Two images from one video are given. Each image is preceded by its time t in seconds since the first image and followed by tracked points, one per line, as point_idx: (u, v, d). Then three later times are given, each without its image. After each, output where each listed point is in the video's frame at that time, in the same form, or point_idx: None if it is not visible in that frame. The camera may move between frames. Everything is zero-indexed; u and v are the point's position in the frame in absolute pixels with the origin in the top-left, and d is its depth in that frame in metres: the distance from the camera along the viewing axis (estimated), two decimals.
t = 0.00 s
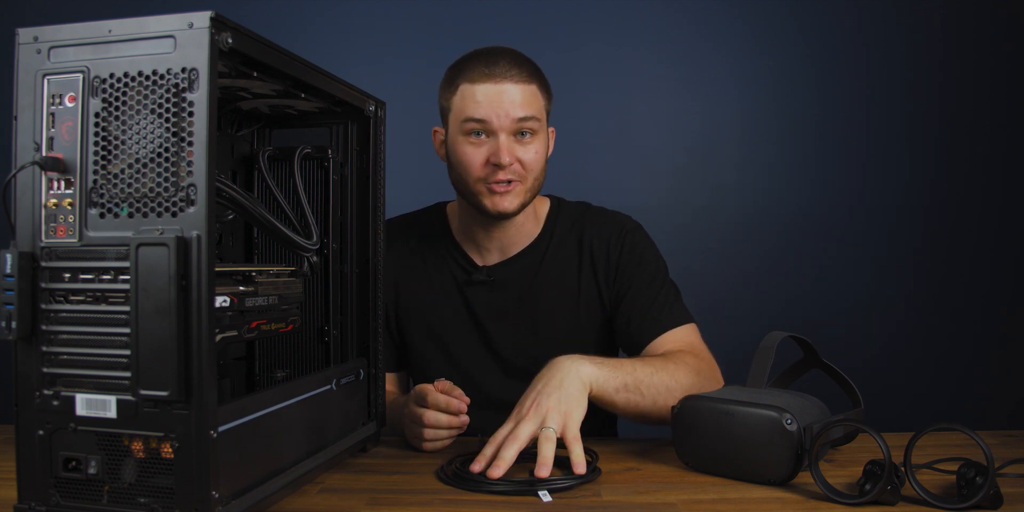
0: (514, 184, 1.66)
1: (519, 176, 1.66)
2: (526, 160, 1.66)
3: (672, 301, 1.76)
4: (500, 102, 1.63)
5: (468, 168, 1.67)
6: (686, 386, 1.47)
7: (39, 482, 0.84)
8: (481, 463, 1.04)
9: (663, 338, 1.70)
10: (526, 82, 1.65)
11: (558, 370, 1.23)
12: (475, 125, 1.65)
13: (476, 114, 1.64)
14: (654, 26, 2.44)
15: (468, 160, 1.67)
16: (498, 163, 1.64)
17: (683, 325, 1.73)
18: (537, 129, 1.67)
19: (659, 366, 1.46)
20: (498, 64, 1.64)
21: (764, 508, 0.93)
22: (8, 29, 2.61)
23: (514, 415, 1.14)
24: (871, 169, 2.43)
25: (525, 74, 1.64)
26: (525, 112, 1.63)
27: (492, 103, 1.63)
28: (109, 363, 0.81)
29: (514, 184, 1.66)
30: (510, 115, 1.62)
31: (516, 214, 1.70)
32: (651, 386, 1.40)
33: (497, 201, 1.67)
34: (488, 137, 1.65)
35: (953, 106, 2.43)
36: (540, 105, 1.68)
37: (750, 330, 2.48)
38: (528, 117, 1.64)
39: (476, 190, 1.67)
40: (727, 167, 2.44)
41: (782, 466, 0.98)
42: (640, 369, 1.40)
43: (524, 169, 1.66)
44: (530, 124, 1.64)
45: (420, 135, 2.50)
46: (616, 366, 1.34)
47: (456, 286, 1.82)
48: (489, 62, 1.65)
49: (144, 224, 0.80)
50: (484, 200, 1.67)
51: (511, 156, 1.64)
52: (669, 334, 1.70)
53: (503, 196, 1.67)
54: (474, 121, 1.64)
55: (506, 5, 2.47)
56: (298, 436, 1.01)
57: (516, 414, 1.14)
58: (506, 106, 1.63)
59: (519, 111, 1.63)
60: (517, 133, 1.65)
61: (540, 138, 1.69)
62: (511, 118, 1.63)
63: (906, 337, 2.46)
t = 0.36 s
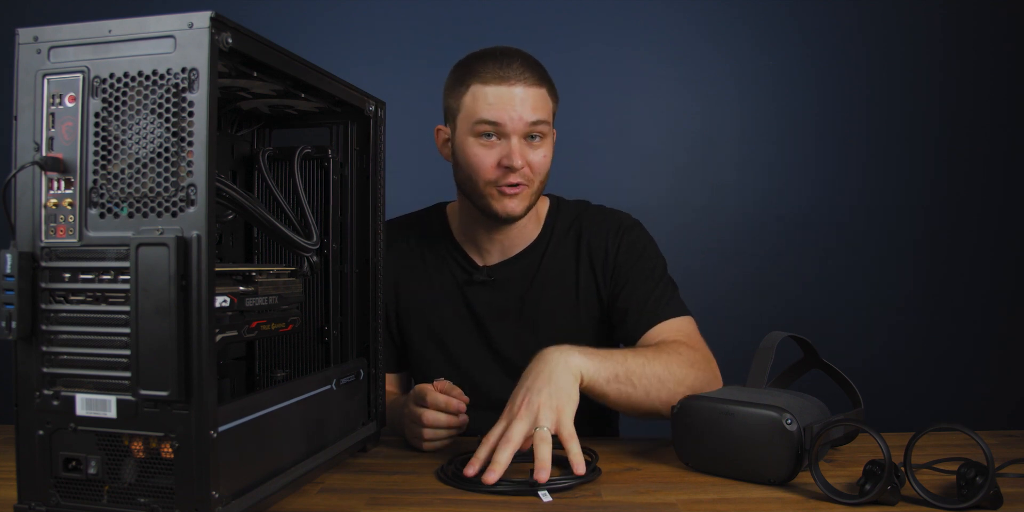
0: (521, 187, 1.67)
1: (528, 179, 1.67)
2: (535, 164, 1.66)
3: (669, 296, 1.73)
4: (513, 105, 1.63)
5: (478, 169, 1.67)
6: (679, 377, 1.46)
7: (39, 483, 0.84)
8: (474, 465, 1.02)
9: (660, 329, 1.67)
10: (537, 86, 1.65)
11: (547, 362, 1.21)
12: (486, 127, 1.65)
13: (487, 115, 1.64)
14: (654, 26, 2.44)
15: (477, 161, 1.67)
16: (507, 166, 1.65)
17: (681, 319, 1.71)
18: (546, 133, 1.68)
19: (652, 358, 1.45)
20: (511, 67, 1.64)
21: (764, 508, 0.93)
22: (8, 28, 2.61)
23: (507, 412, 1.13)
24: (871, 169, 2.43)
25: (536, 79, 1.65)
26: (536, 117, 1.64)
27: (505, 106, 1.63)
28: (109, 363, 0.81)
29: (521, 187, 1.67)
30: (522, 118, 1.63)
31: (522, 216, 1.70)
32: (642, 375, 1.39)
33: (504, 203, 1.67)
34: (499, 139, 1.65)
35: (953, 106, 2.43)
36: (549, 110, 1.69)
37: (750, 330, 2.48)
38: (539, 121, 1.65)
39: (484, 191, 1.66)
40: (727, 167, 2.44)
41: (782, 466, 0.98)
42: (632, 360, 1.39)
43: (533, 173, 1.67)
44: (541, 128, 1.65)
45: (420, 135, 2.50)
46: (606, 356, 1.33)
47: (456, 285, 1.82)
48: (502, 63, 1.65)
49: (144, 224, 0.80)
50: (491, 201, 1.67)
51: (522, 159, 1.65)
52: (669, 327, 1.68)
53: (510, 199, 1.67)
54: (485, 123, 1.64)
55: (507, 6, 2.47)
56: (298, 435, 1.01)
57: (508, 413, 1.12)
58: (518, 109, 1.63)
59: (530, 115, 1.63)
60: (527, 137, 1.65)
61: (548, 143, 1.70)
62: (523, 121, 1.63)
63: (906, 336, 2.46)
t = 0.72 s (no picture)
0: (519, 177, 1.68)
1: (526, 169, 1.68)
2: (534, 154, 1.67)
3: (665, 293, 1.74)
4: (513, 95, 1.65)
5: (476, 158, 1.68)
6: (675, 375, 1.46)
7: (39, 483, 0.84)
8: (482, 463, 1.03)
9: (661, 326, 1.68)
10: (538, 78, 1.67)
11: (546, 365, 1.20)
12: (486, 117, 1.67)
13: (487, 105, 1.66)
14: (654, 26, 2.44)
15: (477, 151, 1.69)
16: (506, 155, 1.67)
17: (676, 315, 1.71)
18: (546, 125, 1.70)
19: (648, 358, 1.45)
20: (512, 59, 1.67)
21: (764, 508, 0.93)
22: (9, 28, 2.61)
23: (507, 413, 1.13)
24: (871, 169, 2.43)
25: (537, 71, 1.67)
26: (535, 107, 1.66)
27: (505, 96, 1.65)
28: (109, 363, 0.81)
29: (520, 177, 1.68)
30: (521, 108, 1.65)
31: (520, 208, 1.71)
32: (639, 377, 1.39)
33: (502, 193, 1.68)
34: (499, 129, 1.68)
35: (953, 106, 2.43)
36: (550, 102, 1.70)
37: (750, 330, 2.48)
38: (538, 112, 1.66)
39: (482, 179, 1.68)
40: (727, 167, 2.44)
41: (782, 466, 0.98)
42: (629, 360, 1.39)
43: (531, 163, 1.67)
44: (540, 119, 1.67)
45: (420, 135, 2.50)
46: (605, 358, 1.33)
47: (456, 282, 1.83)
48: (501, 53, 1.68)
49: (144, 224, 0.80)
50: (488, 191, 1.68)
51: (521, 148, 1.67)
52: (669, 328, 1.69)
53: (508, 188, 1.69)
54: (485, 112, 1.66)
55: (507, 6, 2.47)
56: (298, 435, 1.01)
57: (508, 414, 1.12)
58: (518, 99, 1.65)
59: (529, 106, 1.65)
60: (526, 127, 1.67)
61: (548, 134, 1.71)
62: (522, 111, 1.65)
63: (906, 336, 2.46)
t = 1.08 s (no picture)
0: (520, 169, 1.85)
1: (526, 162, 1.85)
2: (533, 150, 1.86)
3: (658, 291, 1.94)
4: (514, 95, 1.86)
5: (481, 152, 1.87)
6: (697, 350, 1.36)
7: (39, 483, 0.84)
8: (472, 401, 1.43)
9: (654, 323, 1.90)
10: (536, 80, 1.90)
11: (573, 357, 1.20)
12: (490, 113, 1.86)
13: (491, 104, 1.86)
14: (654, 26, 2.44)
15: (481, 146, 1.87)
16: (507, 148, 1.85)
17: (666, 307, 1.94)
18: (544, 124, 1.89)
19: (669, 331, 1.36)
20: (515, 63, 1.90)
21: (764, 508, 0.93)
22: (8, 29, 2.60)
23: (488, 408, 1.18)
24: (871, 169, 2.43)
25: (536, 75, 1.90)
26: (534, 106, 1.86)
27: (507, 96, 1.86)
28: (109, 363, 0.81)
29: (520, 170, 1.85)
30: (522, 106, 1.85)
31: (521, 197, 1.85)
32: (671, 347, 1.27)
33: (505, 183, 1.84)
34: (500, 124, 1.86)
35: (953, 106, 2.43)
36: (547, 103, 1.91)
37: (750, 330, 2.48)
38: (536, 110, 1.87)
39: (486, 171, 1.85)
40: (727, 167, 2.44)
41: (783, 466, 0.98)
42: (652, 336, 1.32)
43: (531, 157, 1.85)
44: (539, 116, 1.87)
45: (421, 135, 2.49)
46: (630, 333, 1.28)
47: (459, 277, 1.89)
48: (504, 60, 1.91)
49: (144, 224, 0.80)
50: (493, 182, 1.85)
51: (521, 143, 1.85)
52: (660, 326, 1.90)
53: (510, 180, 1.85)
54: (489, 110, 1.86)
55: (507, 6, 2.47)
56: (298, 435, 1.01)
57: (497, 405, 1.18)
58: (519, 98, 1.86)
59: (529, 104, 1.86)
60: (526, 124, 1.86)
61: (546, 133, 1.91)
62: (522, 108, 1.86)
63: (907, 337, 2.46)
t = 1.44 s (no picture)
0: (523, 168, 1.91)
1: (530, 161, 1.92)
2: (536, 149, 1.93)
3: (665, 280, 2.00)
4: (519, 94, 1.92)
5: (483, 149, 1.92)
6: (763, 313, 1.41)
7: (39, 483, 0.84)
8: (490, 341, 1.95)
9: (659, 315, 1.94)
10: (540, 81, 1.96)
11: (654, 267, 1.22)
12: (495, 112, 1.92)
13: (496, 103, 1.92)
14: (654, 26, 2.44)
15: (484, 144, 1.92)
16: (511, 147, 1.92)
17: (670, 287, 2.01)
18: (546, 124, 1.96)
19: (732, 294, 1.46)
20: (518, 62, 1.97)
21: (764, 508, 0.93)
22: (7, 28, 2.59)
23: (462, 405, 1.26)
24: (871, 169, 2.43)
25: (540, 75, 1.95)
26: (539, 106, 1.93)
27: (512, 95, 1.92)
28: (109, 364, 0.81)
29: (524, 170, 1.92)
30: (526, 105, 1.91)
31: (521, 197, 1.93)
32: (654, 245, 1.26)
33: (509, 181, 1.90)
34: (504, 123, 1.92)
35: (953, 106, 2.43)
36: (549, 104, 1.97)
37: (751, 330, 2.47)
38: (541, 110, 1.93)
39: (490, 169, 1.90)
40: (728, 167, 2.44)
41: (783, 466, 0.98)
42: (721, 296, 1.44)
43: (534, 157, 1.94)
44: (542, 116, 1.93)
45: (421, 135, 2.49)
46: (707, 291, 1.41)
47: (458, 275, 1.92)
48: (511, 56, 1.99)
49: (144, 224, 0.80)
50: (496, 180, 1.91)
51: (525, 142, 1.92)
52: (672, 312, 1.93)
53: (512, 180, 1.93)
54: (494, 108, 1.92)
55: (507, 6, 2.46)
56: (298, 435, 1.01)
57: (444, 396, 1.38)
58: (524, 98, 1.92)
59: (533, 104, 1.92)
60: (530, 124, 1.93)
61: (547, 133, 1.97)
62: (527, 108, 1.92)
63: (908, 336, 2.45)
